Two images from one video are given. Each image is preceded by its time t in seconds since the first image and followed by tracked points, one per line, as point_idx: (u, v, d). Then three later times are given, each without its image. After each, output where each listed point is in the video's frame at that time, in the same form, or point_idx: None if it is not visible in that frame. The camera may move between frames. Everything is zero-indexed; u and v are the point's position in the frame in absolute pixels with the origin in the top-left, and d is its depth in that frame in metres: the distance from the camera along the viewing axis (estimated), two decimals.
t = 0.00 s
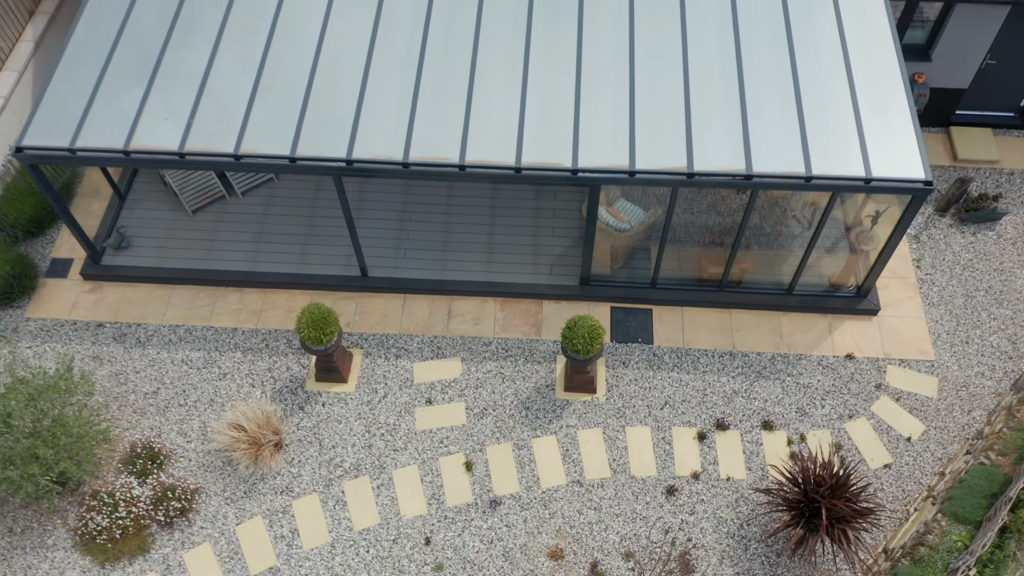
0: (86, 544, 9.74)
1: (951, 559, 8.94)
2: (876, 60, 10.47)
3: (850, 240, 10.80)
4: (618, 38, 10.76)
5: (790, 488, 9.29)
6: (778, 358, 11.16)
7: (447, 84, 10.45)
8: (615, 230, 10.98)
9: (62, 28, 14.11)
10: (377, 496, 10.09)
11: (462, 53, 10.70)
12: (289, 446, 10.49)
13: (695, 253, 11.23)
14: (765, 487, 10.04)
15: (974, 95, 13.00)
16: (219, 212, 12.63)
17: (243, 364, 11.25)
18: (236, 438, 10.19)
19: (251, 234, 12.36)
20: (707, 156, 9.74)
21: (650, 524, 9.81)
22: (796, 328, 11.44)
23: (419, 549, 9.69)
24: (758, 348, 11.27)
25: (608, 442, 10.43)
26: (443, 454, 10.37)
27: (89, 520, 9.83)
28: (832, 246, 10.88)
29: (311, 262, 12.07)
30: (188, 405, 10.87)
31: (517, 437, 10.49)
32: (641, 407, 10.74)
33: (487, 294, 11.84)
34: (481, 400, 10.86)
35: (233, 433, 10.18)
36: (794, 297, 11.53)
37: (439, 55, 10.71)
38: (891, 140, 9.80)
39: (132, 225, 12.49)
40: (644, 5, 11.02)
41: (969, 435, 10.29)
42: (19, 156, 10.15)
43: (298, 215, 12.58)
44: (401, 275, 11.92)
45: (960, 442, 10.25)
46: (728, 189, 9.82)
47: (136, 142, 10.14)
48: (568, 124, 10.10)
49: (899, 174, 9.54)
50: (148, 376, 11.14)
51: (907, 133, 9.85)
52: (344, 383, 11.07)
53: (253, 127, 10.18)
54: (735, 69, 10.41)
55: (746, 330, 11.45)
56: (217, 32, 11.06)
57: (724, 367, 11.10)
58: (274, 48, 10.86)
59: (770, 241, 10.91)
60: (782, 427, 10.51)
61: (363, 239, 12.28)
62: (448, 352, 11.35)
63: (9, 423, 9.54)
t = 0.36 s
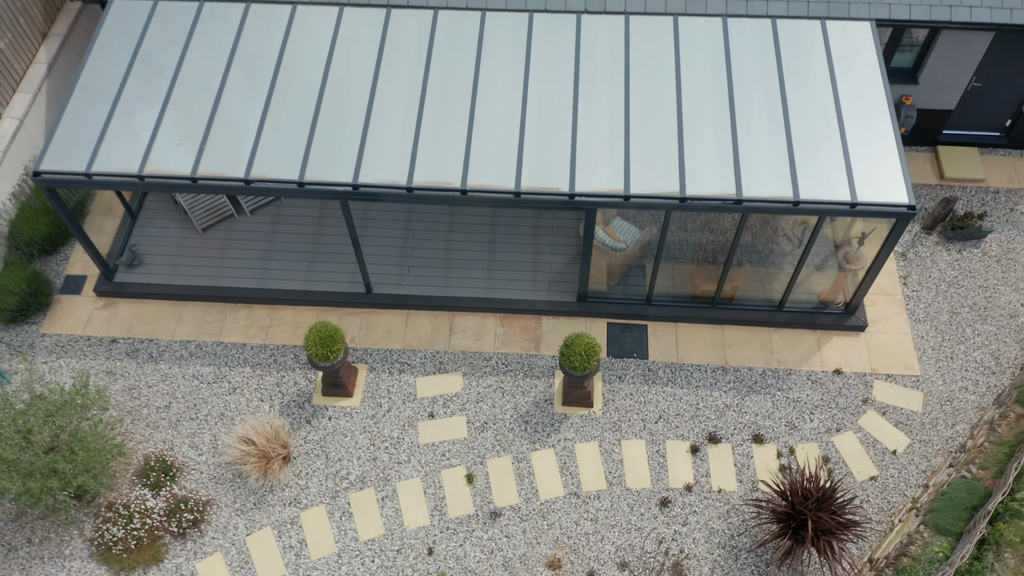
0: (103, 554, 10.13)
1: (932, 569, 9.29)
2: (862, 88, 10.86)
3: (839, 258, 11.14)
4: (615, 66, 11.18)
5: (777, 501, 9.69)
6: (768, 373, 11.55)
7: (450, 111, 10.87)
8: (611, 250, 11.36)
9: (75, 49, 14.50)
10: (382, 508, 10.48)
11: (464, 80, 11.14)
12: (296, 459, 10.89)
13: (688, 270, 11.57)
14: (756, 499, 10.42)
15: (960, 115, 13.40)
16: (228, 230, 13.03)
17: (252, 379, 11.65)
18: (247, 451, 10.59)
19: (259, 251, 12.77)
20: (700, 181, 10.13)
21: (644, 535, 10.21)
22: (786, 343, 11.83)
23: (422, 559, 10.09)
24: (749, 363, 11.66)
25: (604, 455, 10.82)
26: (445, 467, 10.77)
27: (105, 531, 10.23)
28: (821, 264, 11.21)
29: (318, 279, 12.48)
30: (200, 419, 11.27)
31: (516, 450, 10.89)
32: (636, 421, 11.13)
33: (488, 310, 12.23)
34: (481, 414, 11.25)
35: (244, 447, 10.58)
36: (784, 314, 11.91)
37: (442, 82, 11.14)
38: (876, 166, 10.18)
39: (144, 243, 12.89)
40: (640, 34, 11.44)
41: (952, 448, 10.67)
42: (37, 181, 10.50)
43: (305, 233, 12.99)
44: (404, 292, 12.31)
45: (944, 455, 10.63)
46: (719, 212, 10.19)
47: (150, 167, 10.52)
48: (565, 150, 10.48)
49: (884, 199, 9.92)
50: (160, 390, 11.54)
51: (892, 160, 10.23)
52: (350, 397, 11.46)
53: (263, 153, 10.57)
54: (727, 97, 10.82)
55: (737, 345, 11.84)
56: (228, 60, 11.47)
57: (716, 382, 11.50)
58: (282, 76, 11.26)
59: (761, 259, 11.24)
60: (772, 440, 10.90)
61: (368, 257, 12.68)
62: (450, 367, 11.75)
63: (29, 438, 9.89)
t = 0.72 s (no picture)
0: (113, 567, 10.47)
1: None
2: (849, 113, 11.20)
3: (827, 277, 11.42)
4: (610, 93, 11.54)
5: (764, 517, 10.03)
6: (758, 390, 11.88)
7: (450, 137, 11.21)
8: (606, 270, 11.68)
9: (84, 69, 14.80)
10: (383, 522, 10.82)
11: (464, 105, 11.49)
12: (300, 474, 11.22)
13: (681, 288, 11.85)
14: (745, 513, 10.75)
15: (948, 136, 13.74)
16: (233, 248, 13.37)
17: (257, 395, 11.99)
18: (252, 467, 10.92)
19: (264, 270, 13.11)
20: (691, 206, 10.47)
21: (638, 548, 10.53)
22: (776, 360, 12.16)
23: (422, 572, 10.42)
24: (740, 380, 11.99)
25: (599, 470, 11.15)
26: (445, 482, 11.10)
27: (116, 544, 10.57)
28: (811, 282, 11.49)
29: (321, 297, 12.81)
30: (206, 434, 11.61)
31: (514, 465, 11.22)
32: (630, 437, 11.46)
33: (487, 327, 12.57)
34: (480, 429, 11.58)
35: (250, 462, 10.91)
36: (774, 331, 12.24)
37: (442, 107, 11.48)
38: (861, 191, 10.51)
39: (152, 261, 13.23)
40: (634, 61, 11.78)
41: (936, 463, 11.00)
42: (50, 206, 10.83)
43: (309, 252, 13.33)
44: (405, 310, 12.64)
45: (928, 470, 10.96)
46: (710, 236, 10.53)
47: (159, 191, 10.86)
48: (561, 175, 10.83)
49: (869, 224, 10.25)
50: (168, 407, 11.88)
51: (878, 185, 10.56)
52: (352, 413, 11.79)
53: (268, 178, 10.92)
54: (718, 123, 11.15)
55: (729, 362, 12.17)
56: (234, 85, 11.81)
57: (708, 398, 11.83)
58: (287, 102, 11.60)
59: (751, 278, 11.54)
60: (762, 455, 11.22)
61: (370, 275, 13.02)
62: (449, 383, 12.08)
63: (42, 455, 10.26)
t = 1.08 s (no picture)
0: None
1: None
2: (839, 134, 11.51)
3: (820, 291, 11.64)
4: (606, 113, 11.84)
5: (756, 529, 10.32)
6: (751, 403, 12.17)
7: (451, 157, 11.51)
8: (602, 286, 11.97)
9: (91, 86, 15.10)
10: (385, 533, 11.10)
11: (464, 125, 11.79)
12: (304, 485, 11.51)
13: (676, 301, 12.07)
14: (738, 524, 11.02)
15: (938, 153, 14.02)
16: (238, 264, 13.67)
17: (262, 409, 12.28)
18: (258, 479, 11.21)
19: (268, 285, 13.41)
20: (685, 226, 10.77)
21: (633, 559, 10.81)
22: (769, 374, 12.44)
23: None
24: (733, 393, 12.28)
25: (596, 482, 11.44)
26: (445, 493, 11.39)
27: (125, 555, 10.86)
28: (803, 297, 11.71)
29: (324, 311, 13.10)
30: (213, 447, 11.89)
31: (512, 477, 11.50)
32: (626, 449, 11.75)
33: (486, 341, 12.86)
34: (479, 442, 11.86)
35: (255, 475, 11.20)
36: (767, 345, 12.51)
37: (443, 128, 11.78)
38: (851, 211, 10.80)
39: (158, 276, 13.52)
40: (630, 84, 12.09)
41: (924, 475, 11.27)
42: (61, 226, 11.13)
43: (312, 267, 13.63)
44: (406, 324, 12.93)
45: (917, 482, 11.23)
46: (703, 255, 10.83)
47: (167, 211, 11.16)
48: (559, 194, 11.13)
49: (857, 243, 10.54)
50: (175, 419, 12.17)
51: (866, 206, 10.86)
52: (355, 426, 12.07)
53: (273, 198, 11.22)
54: (711, 145, 11.46)
55: (722, 376, 12.45)
56: (239, 106, 12.11)
57: (702, 411, 12.11)
58: (291, 122, 11.90)
59: (744, 292, 11.75)
60: (755, 467, 11.50)
61: (372, 290, 13.30)
62: (450, 397, 12.36)
63: (54, 469, 10.54)
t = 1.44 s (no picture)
0: None
1: None
2: (832, 149, 11.79)
3: (813, 301, 11.88)
4: (605, 128, 12.11)
5: (749, 535, 10.58)
6: (746, 410, 12.44)
7: (453, 171, 11.79)
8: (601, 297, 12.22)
9: (99, 98, 15.36)
10: (388, 538, 11.37)
11: (466, 139, 12.06)
12: (310, 492, 11.78)
13: (673, 310, 12.29)
14: (733, 529, 11.29)
15: (931, 164, 14.30)
16: (243, 273, 13.94)
17: (268, 416, 12.56)
18: (264, 486, 11.48)
19: (273, 294, 13.69)
20: (681, 239, 11.04)
21: (631, 563, 11.08)
22: (764, 382, 12.71)
23: None
24: (729, 401, 12.55)
25: (594, 488, 11.71)
26: (447, 499, 11.66)
27: (135, 560, 11.13)
28: (797, 307, 11.95)
29: (329, 320, 13.38)
30: (220, 453, 12.17)
31: (513, 484, 11.78)
32: (624, 456, 12.01)
33: (487, 349, 13.13)
34: (480, 449, 12.13)
35: (261, 481, 11.47)
36: (762, 353, 12.78)
37: (446, 142, 12.05)
38: (842, 225, 11.09)
39: (166, 285, 13.80)
40: (628, 99, 12.37)
41: (915, 482, 11.53)
42: (72, 239, 11.39)
43: (317, 277, 13.91)
44: (409, 332, 13.22)
45: (908, 488, 11.49)
46: (698, 267, 11.10)
47: (176, 225, 11.44)
48: (558, 208, 11.40)
49: (849, 256, 10.82)
50: (183, 427, 12.44)
51: (858, 220, 11.13)
52: (358, 433, 12.34)
53: (279, 212, 11.50)
54: (707, 159, 11.73)
55: (718, 384, 12.73)
56: (246, 121, 12.38)
57: (698, 418, 12.39)
58: (297, 136, 12.18)
59: (739, 301, 11.96)
60: (749, 474, 11.77)
61: (376, 300, 13.58)
62: (451, 404, 12.63)
63: (66, 476, 10.81)
